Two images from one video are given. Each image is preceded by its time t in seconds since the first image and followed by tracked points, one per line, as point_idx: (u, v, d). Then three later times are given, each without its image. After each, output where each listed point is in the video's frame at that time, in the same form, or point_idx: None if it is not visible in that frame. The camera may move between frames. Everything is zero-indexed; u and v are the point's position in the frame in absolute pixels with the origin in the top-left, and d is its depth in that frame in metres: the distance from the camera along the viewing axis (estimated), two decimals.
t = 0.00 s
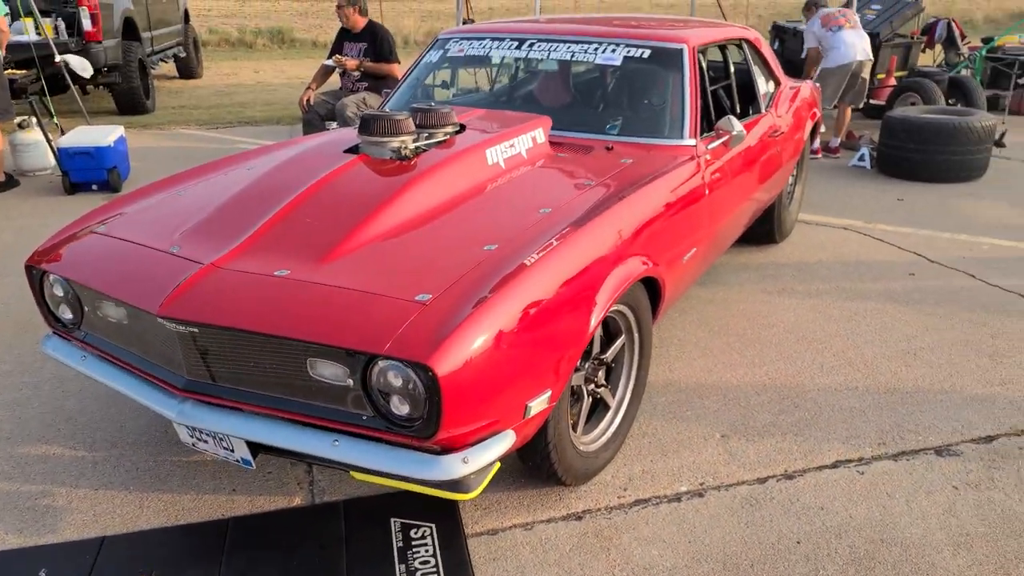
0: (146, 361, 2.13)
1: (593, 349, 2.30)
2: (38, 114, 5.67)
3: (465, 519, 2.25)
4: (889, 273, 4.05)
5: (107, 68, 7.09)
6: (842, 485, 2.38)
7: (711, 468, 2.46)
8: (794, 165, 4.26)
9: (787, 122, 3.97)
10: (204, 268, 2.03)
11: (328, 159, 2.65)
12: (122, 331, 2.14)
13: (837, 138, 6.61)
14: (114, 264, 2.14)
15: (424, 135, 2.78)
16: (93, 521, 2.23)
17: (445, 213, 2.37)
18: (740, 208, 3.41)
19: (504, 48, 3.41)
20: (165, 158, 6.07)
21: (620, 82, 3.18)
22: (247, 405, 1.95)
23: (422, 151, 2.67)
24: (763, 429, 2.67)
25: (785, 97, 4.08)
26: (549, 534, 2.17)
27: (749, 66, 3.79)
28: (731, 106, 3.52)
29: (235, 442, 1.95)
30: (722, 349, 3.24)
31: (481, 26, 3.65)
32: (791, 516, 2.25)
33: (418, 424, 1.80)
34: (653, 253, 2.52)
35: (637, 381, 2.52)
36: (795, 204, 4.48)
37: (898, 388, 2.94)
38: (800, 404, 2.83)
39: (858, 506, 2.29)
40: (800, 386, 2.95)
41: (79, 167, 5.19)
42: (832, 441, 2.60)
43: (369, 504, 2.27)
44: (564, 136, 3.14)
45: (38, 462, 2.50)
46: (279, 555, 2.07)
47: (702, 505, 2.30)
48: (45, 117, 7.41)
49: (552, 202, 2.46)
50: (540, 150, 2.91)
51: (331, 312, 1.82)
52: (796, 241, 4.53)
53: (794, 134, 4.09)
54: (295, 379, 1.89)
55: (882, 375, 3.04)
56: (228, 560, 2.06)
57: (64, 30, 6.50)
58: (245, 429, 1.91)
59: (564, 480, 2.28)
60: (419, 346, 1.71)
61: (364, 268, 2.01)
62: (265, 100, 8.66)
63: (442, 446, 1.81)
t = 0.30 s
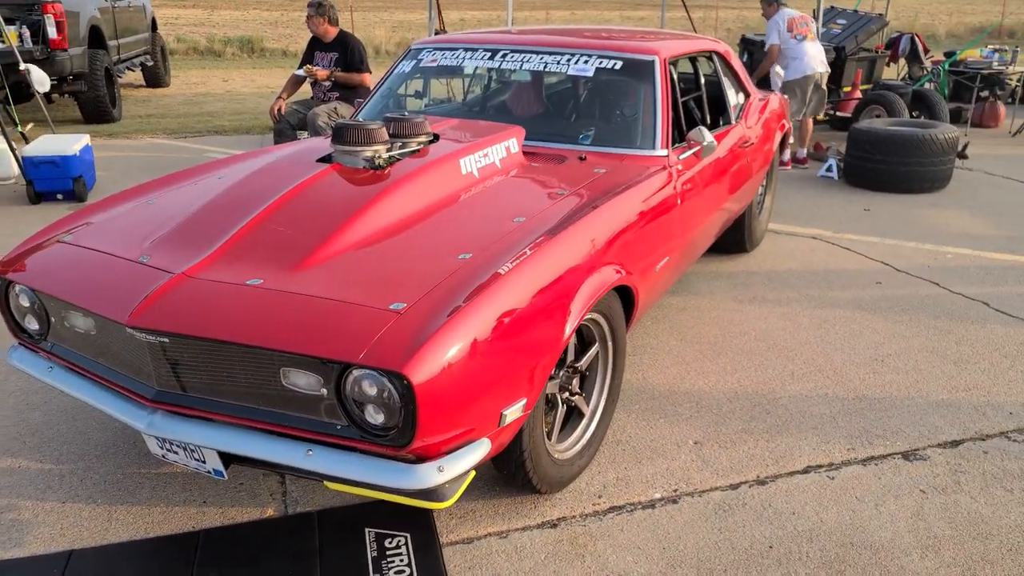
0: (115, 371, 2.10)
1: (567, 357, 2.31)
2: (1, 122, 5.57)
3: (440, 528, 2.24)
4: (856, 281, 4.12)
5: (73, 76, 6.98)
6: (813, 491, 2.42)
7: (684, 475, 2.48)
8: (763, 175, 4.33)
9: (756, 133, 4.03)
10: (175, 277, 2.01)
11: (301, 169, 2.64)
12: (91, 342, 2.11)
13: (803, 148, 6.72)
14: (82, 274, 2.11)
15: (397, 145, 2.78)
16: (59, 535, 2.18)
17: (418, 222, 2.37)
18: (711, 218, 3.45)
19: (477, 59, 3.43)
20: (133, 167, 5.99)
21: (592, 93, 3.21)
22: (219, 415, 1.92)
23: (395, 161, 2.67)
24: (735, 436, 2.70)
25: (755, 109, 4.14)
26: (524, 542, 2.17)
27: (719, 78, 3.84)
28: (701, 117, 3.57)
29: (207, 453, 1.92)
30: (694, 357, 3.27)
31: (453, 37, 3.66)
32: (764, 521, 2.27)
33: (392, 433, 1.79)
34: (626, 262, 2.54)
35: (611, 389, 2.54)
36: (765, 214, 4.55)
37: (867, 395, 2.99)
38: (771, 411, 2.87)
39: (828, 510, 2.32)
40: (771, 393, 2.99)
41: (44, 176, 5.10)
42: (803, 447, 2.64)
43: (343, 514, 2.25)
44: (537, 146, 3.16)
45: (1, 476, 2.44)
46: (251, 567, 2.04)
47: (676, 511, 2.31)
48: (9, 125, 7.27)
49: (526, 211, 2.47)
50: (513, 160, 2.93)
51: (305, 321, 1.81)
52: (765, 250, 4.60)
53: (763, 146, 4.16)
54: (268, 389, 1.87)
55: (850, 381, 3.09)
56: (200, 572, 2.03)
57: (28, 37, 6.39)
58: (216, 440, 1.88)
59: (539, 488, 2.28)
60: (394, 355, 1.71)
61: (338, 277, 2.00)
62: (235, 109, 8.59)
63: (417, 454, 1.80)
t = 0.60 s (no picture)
0: (105, 372, 2.09)
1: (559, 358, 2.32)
2: None
3: (431, 529, 2.24)
4: (846, 283, 4.14)
5: (62, 76, 6.94)
6: (804, 491, 2.43)
7: (675, 475, 2.49)
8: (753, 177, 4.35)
9: (747, 135, 4.05)
10: (166, 278, 2.00)
11: (292, 169, 2.63)
12: (81, 342, 2.10)
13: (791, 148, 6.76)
14: (71, 273, 2.10)
15: (389, 145, 2.78)
16: (48, 536, 2.17)
17: (410, 223, 2.37)
18: (702, 219, 3.46)
19: (469, 60, 3.43)
20: (123, 168, 5.96)
21: (584, 95, 3.22)
22: (210, 415, 1.91)
23: (386, 161, 2.67)
24: (726, 437, 2.71)
25: (745, 111, 4.16)
26: (516, 543, 2.17)
27: (709, 80, 3.86)
28: (692, 119, 3.59)
29: (198, 453, 1.92)
30: (685, 358, 3.28)
31: (445, 38, 3.66)
32: (754, 522, 2.28)
33: (384, 433, 1.79)
34: (618, 263, 2.55)
35: (603, 389, 2.54)
36: (755, 216, 4.57)
37: (857, 396, 3.01)
38: (762, 412, 2.88)
39: (819, 511, 2.34)
40: (761, 394, 3.01)
41: (33, 176, 5.07)
42: (793, 448, 2.65)
43: (334, 515, 2.25)
44: (529, 148, 3.16)
45: None
46: (242, 568, 2.03)
47: (667, 511, 2.32)
48: None
49: (518, 212, 2.48)
50: (505, 161, 2.93)
51: (296, 321, 1.81)
52: (756, 252, 4.62)
53: (754, 148, 4.18)
54: (260, 389, 1.87)
55: (841, 383, 3.11)
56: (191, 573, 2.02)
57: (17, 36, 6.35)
58: (208, 441, 1.88)
59: (531, 489, 2.28)
60: (386, 355, 1.71)
61: (330, 277, 2.00)
62: (225, 110, 8.55)
63: (409, 455, 1.80)
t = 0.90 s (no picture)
0: (101, 370, 2.09)
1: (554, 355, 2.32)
2: None
3: (428, 525, 2.25)
4: (840, 279, 4.16)
5: (56, 74, 6.91)
6: (799, 486, 2.44)
7: (670, 471, 2.50)
8: (748, 174, 4.36)
9: (741, 131, 4.06)
10: (160, 276, 2.00)
11: (287, 167, 2.63)
12: (77, 340, 2.10)
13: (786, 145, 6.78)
14: (67, 272, 2.10)
15: (383, 143, 2.78)
16: (46, 534, 2.16)
17: (405, 221, 2.37)
18: (697, 215, 3.47)
19: (462, 56, 3.43)
20: (117, 166, 5.94)
21: (578, 91, 3.22)
22: (206, 413, 1.92)
23: (381, 159, 2.67)
24: (721, 432, 2.72)
25: (740, 107, 4.16)
26: (511, 538, 2.18)
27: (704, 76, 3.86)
28: (686, 115, 3.60)
29: (194, 451, 1.92)
30: (681, 354, 3.29)
31: (439, 34, 3.66)
32: (750, 517, 2.29)
33: (380, 430, 1.80)
34: (613, 259, 2.55)
35: (598, 386, 2.55)
36: (750, 212, 4.58)
37: (852, 391, 3.02)
38: (757, 407, 2.89)
39: (813, 505, 2.35)
40: (756, 389, 3.02)
41: (28, 175, 5.06)
42: (788, 443, 2.66)
43: (331, 512, 2.25)
44: (524, 145, 3.17)
45: None
46: (241, 565, 2.04)
47: (663, 506, 2.33)
48: None
49: (512, 209, 2.48)
50: (499, 157, 2.94)
51: (291, 319, 1.81)
52: (751, 248, 4.63)
53: (749, 144, 4.18)
54: (255, 387, 1.87)
55: (835, 378, 3.12)
56: (188, 570, 2.02)
57: (10, 35, 6.32)
58: (204, 438, 1.88)
59: (527, 485, 2.29)
60: (382, 352, 1.71)
61: (325, 275, 2.00)
62: (219, 108, 8.53)
63: (405, 451, 1.81)
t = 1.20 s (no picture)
0: (114, 368, 2.12)
1: (560, 351, 2.33)
2: None
3: (436, 520, 2.27)
4: (849, 273, 4.15)
5: (66, 77, 6.96)
6: (808, 481, 2.44)
7: (678, 466, 2.51)
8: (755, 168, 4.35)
9: (748, 126, 4.05)
10: (171, 275, 2.03)
11: (294, 166, 2.65)
12: (90, 338, 2.13)
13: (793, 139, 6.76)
14: (79, 271, 2.12)
15: (389, 141, 2.79)
16: (61, 530, 2.19)
17: (412, 218, 2.39)
18: (704, 211, 3.47)
19: (467, 54, 3.44)
20: (127, 167, 5.98)
21: (583, 88, 3.23)
22: (217, 409, 1.94)
23: (387, 157, 2.69)
24: (729, 428, 2.72)
25: (746, 101, 4.16)
26: (519, 533, 2.19)
27: (709, 70, 3.86)
28: (692, 110, 3.60)
29: (206, 447, 1.94)
30: (689, 349, 3.30)
31: (443, 33, 3.67)
32: (759, 512, 2.30)
33: (388, 426, 1.81)
34: (619, 255, 2.56)
35: (604, 381, 2.56)
36: (757, 207, 4.57)
37: (861, 386, 3.01)
38: (765, 403, 2.89)
39: (823, 501, 2.35)
40: (764, 385, 3.02)
41: (40, 177, 5.10)
42: (797, 438, 2.67)
43: (340, 507, 2.27)
44: (529, 141, 3.18)
45: (3, 471, 2.46)
46: (253, 560, 2.06)
47: (671, 501, 2.34)
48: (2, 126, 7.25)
49: (518, 205, 2.49)
50: (505, 154, 2.95)
51: (300, 317, 1.82)
52: (759, 243, 4.62)
53: (755, 139, 4.18)
54: (265, 384, 1.89)
55: (845, 373, 3.11)
56: (202, 564, 2.05)
57: (21, 38, 6.37)
58: (215, 435, 1.90)
59: (534, 480, 2.30)
60: (389, 349, 1.73)
61: (332, 272, 2.02)
62: (227, 109, 8.57)
63: (413, 447, 1.82)
